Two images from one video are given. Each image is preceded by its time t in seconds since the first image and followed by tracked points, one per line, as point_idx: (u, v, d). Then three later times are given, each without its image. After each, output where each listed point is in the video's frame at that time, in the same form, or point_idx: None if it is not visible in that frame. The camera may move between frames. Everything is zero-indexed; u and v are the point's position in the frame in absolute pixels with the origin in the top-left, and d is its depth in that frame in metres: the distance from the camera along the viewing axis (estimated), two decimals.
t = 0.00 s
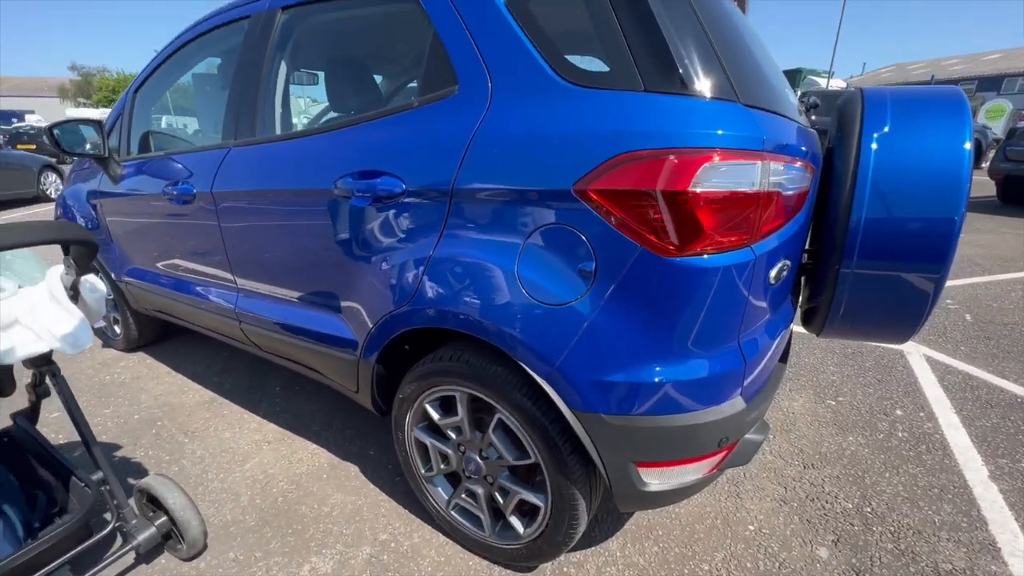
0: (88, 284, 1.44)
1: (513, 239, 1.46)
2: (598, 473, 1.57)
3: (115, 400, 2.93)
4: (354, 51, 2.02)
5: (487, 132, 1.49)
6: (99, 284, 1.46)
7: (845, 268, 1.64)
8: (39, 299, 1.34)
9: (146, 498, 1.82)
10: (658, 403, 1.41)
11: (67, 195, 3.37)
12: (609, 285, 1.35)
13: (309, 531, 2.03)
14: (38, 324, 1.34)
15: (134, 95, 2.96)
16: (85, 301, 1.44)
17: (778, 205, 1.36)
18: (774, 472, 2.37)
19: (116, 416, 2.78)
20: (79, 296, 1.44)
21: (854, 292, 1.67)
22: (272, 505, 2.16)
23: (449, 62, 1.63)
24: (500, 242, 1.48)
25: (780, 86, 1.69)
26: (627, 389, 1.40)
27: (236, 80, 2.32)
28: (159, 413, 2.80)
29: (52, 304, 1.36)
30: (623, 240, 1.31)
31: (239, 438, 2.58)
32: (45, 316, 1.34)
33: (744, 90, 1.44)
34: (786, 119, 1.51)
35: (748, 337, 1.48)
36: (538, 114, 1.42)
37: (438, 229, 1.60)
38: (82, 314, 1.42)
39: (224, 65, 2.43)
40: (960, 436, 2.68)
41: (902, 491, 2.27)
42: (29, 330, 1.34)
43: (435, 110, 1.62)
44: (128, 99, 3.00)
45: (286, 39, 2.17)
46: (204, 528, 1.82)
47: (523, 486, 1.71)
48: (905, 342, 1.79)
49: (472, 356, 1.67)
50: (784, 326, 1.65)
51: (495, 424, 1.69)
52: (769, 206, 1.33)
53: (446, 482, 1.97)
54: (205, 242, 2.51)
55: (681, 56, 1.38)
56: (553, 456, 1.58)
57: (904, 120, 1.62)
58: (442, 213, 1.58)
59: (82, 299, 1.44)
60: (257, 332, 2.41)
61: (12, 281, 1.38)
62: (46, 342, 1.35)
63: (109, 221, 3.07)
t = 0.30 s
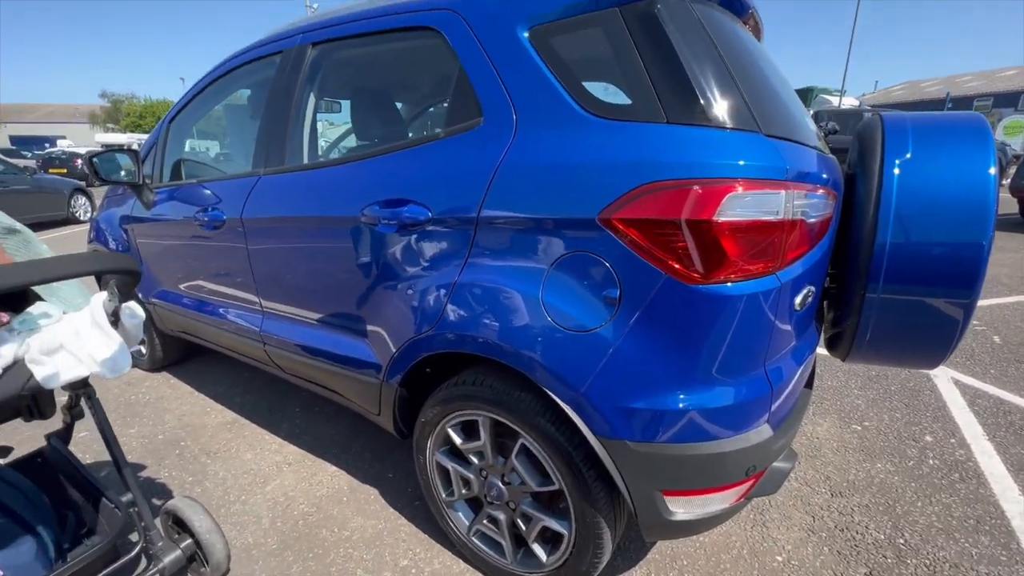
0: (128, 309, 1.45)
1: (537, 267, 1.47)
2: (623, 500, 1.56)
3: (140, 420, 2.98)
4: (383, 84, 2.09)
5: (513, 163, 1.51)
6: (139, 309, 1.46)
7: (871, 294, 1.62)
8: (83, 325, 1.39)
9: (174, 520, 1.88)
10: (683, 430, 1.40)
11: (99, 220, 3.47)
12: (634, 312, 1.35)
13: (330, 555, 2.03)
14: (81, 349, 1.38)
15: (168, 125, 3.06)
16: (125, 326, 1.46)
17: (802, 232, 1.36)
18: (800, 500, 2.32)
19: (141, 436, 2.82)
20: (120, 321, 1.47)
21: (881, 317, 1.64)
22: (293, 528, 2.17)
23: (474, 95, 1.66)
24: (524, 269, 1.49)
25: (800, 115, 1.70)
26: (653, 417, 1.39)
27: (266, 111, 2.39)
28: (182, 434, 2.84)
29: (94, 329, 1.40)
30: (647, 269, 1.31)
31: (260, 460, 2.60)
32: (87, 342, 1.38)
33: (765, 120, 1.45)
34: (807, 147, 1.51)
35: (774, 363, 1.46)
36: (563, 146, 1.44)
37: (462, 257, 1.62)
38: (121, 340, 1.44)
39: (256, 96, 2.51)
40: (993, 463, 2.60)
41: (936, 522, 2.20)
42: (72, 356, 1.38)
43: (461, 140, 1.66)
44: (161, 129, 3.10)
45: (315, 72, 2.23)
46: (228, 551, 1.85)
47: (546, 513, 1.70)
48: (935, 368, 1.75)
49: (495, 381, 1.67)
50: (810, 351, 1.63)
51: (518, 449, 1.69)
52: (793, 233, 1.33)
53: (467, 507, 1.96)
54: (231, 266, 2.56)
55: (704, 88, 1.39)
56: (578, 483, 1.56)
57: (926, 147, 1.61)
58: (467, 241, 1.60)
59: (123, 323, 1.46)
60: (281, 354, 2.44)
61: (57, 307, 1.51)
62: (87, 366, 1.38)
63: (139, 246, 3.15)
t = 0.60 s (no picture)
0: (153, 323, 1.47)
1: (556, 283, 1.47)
2: (642, 519, 1.54)
3: (157, 431, 3.00)
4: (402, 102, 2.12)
5: (532, 181, 1.52)
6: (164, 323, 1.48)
7: (895, 311, 1.59)
8: (111, 338, 1.41)
9: (192, 533, 1.88)
10: (705, 449, 1.38)
11: (122, 233, 3.53)
12: (654, 330, 1.35)
13: (344, 570, 2.03)
14: (108, 362, 1.40)
15: (191, 142, 3.12)
16: (150, 340, 1.48)
17: (825, 250, 1.34)
18: (822, 520, 2.28)
19: (158, 447, 2.85)
20: (146, 335, 1.50)
21: (906, 334, 1.61)
22: (307, 543, 2.17)
23: (494, 113, 1.68)
24: (543, 285, 1.49)
25: (819, 132, 1.69)
26: (674, 436, 1.38)
27: (288, 128, 2.43)
28: (199, 445, 2.86)
29: (122, 343, 1.42)
30: (668, 287, 1.31)
31: (275, 472, 2.61)
32: (115, 355, 1.40)
33: (785, 138, 1.45)
34: (828, 164, 1.51)
35: (796, 382, 1.45)
36: (583, 164, 1.45)
37: (480, 273, 1.63)
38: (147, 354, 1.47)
39: (278, 113, 2.56)
40: (1021, 484, 2.53)
41: (964, 546, 2.14)
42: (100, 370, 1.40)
43: (481, 157, 1.67)
44: (184, 145, 3.16)
45: (336, 90, 2.27)
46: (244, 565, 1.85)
47: (563, 531, 1.68)
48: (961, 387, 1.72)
49: (513, 397, 1.67)
50: (832, 369, 1.61)
51: (535, 466, 1.68)
52: (816, 251, 1.32)
53: (483, 523, 1.95)
54: (250, 279, 2.59)
55: (724, 107, 1.39)
56: (596, 501, 1.55)
57: (948, 162, 1.59)
58: (485, 257, 1.61)
59: (149, 338, 1.48)
60: (297, 367, 2.46)
61: (87, 322, 1.53)
62: (115, 380, 1.40)
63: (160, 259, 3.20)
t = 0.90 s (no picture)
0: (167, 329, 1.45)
1: (574, 290, 1.44)
2: (661, 533, 1.50)
3: (168, 435, 3.00)
4: (417, 107, 2.11)
5: (549, 187, 1.49)
6: (178, 328, 1.47)
7: (923, 320, 1.55)
8: (125, 343, 1.41)
9: (202, 540, 1.86)
10: (727, 462, 1.34)
11: (135, 237, 3.55)
12: (675, 339, 1.31)
13: None
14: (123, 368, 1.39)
15: (204, 147, 3.13)
16: (165, 346, 1.47)
17: (851, 257, 1.31)
18: (843, 534, 2.22)
19: (169, 451, 2.84)
20: (159, 340, 1.48)
21: (934, 343, 1.56)
22: (317, 551, 2.14)
23: (510, 118, 1.66)
24: (560, 292, 1.47)
25: (842, 136, 1.66)
26: (695, 449, 1.35)
27: (301, 133, 2.42)
28: (209, 450, 2.85)
29: (136, 348, 1.41)
30: (689, 295, 1.28)
31: (285, 478, 2.60)
32: (129, 361, 1.40)
33: (809, 143, 1.41)
34: (853, 169, 1.47)
35: (820, 392, 1.41)
36: (601, 169, 1.42)
37: (495, 279, 1.60)
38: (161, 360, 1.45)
39: (291, 118, 2.56)
40: None
41: (993, 563, 2.08)
42: (114, 375, 1.39)
43: (497, 163, 1.65)
44: (198, 150, 3.17)
45: (350, 95, 2.26)
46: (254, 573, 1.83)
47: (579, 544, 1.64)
48: (991, 399, 1.66)
49: (528, 406, 1.64)
50: (857, 380, 1.56)
51: (550, 477, 1.64)
52: (842, 259, 1.28)
53: (496, 534, 1.92)
54: (262, 284, 2.58)
55: (747, 111, 1.36)
56: (613, 514, 1.51)
57: (978, 167, 1.55)
58: (501, 264, 1.58)
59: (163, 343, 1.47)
60: (308, 372, 2.44)
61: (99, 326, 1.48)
62: (128, 386, 1.39)
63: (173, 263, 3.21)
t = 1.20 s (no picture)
0: (169, 337, 1.39)
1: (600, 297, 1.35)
2: (692, 556, 1.40)
3: (173, 441, 2.93)
4: (428, 105, 2.04)
5: (574, 186, 1.40)
6: (180, 336, 1.40)
7: (975, 328, 1.44)
8: (126, 352, 1.33)
9: (205, 555, 1.78)
10: (766, 483, 1.25)
11: (141, 239, 3.48)
12: (711, 350, 1.22)
13: None
14: (122, 378, 1.31)
15: (211, 147, 3.06)
16: (166, 355, 1.39)
17: (903, 262, 1.21)
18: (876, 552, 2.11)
19: (174, 457, 2.77)
20: (161, 348, 1.40)
21: (986, 354, 1.46)
22: (325, 565, 2.06)
23: (530, 114, 1.57)
24: (586, 297, 1.38)
25: (885, 130, 1.55)
26: (731, 469, 1.25)
27: (310, 132, 2.34)
28: (215, 456, 2.78)
29: (136, 357, 1.33)
30: (728, 302, 1.19)
31: (292, 487, 2.52)
32: (129, 370, 1.31)
33: (856, 137, 1.31)
34: (901, 166, 1.37)
35: (866, 408, 1.31)
36: (630, 168, 1.33)
37: (514, 285, 1.51)
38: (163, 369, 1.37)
39: (299, 117, 2.48)
40: None
41: None
42: (113, 386, 1.31)
43: (517, 161, 1.56)
44: (204, 150, 3.10)
45: (360, 92, 2.18)
46: None
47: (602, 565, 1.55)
48: None
49: (548, 418, 1.54)
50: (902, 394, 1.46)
51: (572, 494, 1.55)
52: (894, 263, 1.18)
53: (512, 551, 1.83)
54: (269, 287, 2.50)
55: (789, 104, 1.26)
56: (641, 535, 1.42)
57: None
58: (522, 268, 1.49)
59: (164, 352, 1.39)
60: (316, 379, 2.36)
61: (100, 333, 1.43)
62: (128, 398, 1.30)
63: (178, 265, 3.14)
